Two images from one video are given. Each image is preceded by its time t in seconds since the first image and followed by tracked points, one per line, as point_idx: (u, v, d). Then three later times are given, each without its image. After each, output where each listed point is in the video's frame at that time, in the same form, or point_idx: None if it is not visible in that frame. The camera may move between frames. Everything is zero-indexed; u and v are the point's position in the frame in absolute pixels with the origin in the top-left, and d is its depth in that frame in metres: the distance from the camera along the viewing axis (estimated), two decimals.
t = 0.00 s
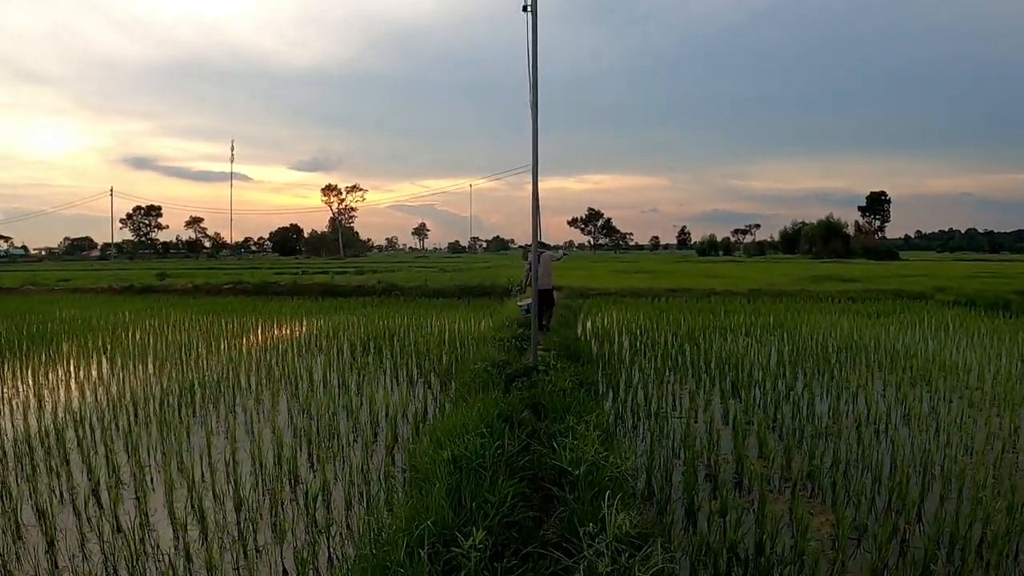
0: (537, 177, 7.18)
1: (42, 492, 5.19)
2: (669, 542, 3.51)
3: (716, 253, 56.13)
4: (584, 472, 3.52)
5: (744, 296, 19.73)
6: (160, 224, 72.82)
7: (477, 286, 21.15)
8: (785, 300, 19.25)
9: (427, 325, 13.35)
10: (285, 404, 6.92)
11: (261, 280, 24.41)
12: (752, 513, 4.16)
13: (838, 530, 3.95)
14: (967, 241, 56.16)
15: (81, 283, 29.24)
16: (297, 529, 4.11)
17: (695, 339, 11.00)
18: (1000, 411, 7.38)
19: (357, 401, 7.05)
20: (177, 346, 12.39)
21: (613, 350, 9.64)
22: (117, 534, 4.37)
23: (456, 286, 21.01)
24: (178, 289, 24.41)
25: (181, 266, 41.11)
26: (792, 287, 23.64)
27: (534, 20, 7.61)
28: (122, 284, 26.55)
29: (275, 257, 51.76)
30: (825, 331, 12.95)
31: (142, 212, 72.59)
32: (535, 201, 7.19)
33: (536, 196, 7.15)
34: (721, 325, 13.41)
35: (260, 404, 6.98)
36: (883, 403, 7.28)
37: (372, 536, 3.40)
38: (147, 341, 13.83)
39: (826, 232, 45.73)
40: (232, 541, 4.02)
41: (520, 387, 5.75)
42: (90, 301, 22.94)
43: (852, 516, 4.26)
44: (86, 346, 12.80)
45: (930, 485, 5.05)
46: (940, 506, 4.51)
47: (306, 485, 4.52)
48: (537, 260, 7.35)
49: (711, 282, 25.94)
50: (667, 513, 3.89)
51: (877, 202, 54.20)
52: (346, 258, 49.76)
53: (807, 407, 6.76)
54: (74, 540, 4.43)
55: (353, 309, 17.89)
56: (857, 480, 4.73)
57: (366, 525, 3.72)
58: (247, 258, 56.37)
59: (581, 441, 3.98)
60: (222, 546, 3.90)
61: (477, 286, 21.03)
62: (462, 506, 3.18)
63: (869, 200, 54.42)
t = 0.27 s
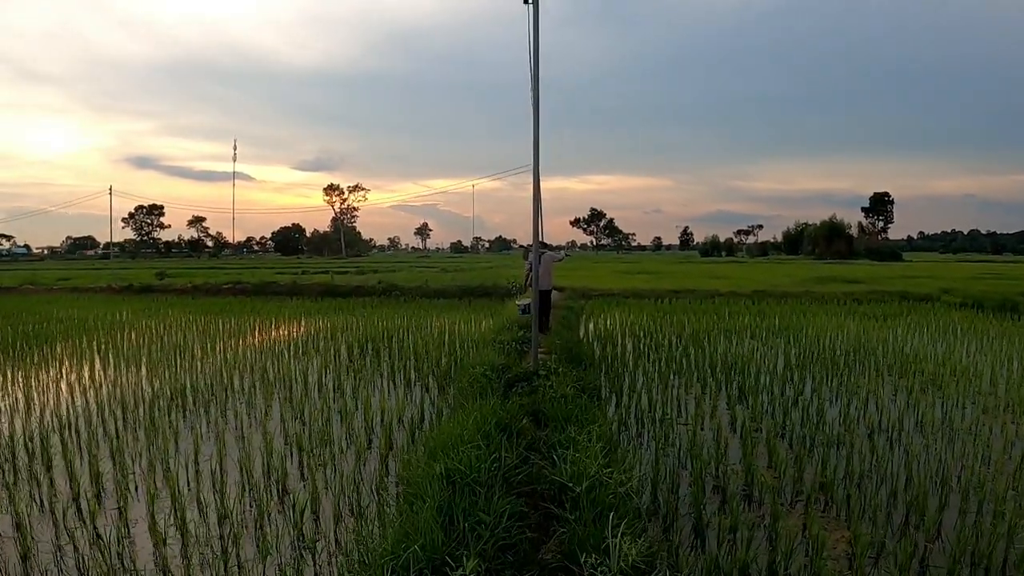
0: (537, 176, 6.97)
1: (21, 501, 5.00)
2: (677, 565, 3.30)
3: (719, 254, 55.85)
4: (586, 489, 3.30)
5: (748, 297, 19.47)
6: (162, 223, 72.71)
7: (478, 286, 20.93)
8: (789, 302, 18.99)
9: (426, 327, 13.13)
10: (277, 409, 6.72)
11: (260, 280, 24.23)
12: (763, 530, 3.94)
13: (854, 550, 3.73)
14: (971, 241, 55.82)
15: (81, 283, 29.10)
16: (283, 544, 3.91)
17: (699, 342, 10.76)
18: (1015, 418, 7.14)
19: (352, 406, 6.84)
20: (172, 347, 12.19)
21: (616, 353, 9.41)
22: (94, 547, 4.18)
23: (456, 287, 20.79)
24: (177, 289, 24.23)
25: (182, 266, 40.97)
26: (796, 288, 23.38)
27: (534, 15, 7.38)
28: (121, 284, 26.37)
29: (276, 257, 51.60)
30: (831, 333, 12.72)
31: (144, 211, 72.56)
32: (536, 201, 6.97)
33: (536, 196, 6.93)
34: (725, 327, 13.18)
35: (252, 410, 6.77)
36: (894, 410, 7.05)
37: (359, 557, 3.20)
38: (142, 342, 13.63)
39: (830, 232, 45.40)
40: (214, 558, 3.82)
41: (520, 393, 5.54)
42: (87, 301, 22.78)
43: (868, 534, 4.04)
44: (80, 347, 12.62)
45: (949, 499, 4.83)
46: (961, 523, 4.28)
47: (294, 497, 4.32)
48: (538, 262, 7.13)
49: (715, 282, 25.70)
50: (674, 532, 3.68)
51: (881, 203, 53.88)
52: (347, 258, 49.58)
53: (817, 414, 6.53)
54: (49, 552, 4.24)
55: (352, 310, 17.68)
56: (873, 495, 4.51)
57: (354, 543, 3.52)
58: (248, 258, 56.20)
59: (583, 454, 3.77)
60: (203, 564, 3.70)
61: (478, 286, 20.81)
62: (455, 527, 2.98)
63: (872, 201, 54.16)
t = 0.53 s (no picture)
0: (542, 176, 6.73)
1: None
2: None
3: (723, 255, 55.54)
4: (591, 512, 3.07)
5: (754, 300, 19.19)
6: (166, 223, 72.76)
7: (481, 287, 20.70)
8: (796, 305, 18.71)
9: (428, 329, 12.90)
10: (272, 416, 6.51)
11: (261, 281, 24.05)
12: (779, 553, 3.70)
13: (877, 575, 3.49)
14: (977, 244, 55.44)
15: (82, 283, 28.97)
16: (268, 564, 3.69)
17: (707, 346, 10.50)
18: None
19: (349, 413, 6.62)
20: (170, 350, 12.00)
21: (621, 358, 9.17)
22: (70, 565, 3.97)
23: (459, 288, 20.58)
24: (178, 289, 24.06)
25: (184, 266, 40.85)
26: (803, 290, 23.09)
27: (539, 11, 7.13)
28: (122, 284, 26.23)
29: (278, 258, 51.48)
30: (841, 337, 12.45)
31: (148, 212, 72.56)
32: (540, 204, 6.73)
33: (541, 198, 6.69)
34: (733, 331, 12.91)
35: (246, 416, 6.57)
36: (911, 419, 6.79)
37: None
38: (140, 344, 13.44)
39: (835, 234, 45.04)
40: None
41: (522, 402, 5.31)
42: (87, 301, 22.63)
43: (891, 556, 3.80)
44: (76, 350, 12.43)
45: (974, 516, 4.58)
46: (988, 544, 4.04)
47: (281, 513, 4.10)
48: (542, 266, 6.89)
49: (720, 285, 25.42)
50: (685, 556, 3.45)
51: (886, 205, 53.51)
52: (350, 259, 49.41)
53: (831, 423, 6.28)
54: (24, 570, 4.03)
55: (353, 311, 17.47)
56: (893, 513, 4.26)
57: (342, 566, 3.30)
58: (250, 258, 56.09)
59: (588, 471, 3.54)
60: None
61: (481, 288, 20.58)
62: (448, 555, 2.75)
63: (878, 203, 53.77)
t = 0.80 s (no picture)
0: (545, 174, 6.47)
1: None
2: None
3: (726, 254, 55.25)
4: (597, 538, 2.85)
5: (759, 299, 18.92)
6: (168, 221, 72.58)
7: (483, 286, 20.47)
8: (802, 304, 18.43)
9: (429, 329, 12.66)
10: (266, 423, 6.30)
11: (261, 280, 23.85)
12: None
13: None
14: (982, 242, 55.03)
15: (82, 282, 28.85)
16: None
17: (714, 347, 10.25)
18: None
19: (345, 419, 6.40)
20: (167, 351, 11.80)
21: (626, 360, 8.93)
22: None
23: (461, 288, 20.35)
24: (177, 288, 23.90)
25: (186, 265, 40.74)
26: (808, 289, 22.80)
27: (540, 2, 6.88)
28: (122, 283, 26.03)
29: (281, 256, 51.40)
30: (850, 337, 12.19)
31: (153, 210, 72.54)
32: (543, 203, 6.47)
33: (543, 197, 6.44)
34: (739, 331, 12.64)
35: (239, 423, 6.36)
36: (928, 425, 6.55)
37: None
38: (136, 345, 13.22)
39: (838, 232, 44.66)
40: None
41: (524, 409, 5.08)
42: (87, 301, 22.49)
43: None
44: (72, 351, 12.28)
45: (1002, 532, 4.33)
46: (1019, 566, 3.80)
47: (269, 530, 3.90)
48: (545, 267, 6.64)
49: (725, 283, 25.15)
50: None
51: (890, 203, 53.13)
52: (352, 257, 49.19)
53: (845, 429, 6.03)
54: None
55: (354, 311, 17.26)
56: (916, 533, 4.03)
57: None
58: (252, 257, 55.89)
59: (594, 491, 3.30)
60: None
61: (483, 287, 20.35)
62: None
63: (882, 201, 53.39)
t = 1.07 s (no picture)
0: (544, 171, 6.23)
1: None
2: None
3: (728, 254, 54.99)
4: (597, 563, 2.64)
5: (763, 300, 18.66)
6: (168, 220, 72.32)
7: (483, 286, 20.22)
8: (806, 304, 18.19)
9: (427, 329, 12.40)
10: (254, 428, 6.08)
11: (259, 279, 23.61)
12: None
13: None
14: (984, 242, 54.75)
15: (79, 280, 28.64)
16: None
17: (718, 348, 10.00)
18: None
19: (336, 423, 6.18)
20: (158, 351, 11.58)
21: (628, 362, 8.68)
22: None
23: (460, 287, 20.10)
24: (174, 287, 23.67)
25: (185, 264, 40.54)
26: (812, 290, 22.55)
27: None
28: (119, 282, 25.80)
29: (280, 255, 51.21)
30: (857, 338, 11.92)
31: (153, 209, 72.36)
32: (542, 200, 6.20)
33: (542, 194, 6.17)
34: (743, 332, 12.38)
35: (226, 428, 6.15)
36: (941, 432, 6.30)
37: None
38: (128, 345, 12.98)
39: (840, 232, 44.37)
40: None
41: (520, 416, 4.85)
42: (82, 300, 22.28)
43: None
44: (63, 353, 12.06)
45: None
46: None
47: (248, 547, 3.68)
48: (543, 267, 6.39)
49: (727, 283, 24.89)
50: None
51: (892, 203, 52.86)
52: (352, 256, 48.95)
53: (855, 436, 5.81)
54: None
55: (351, 310, 17.03)
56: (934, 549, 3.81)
57: None
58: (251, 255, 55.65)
59: (593, 509, 3.09)
60: None
61: (482, 286, 20.11)
62: None
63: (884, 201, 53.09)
